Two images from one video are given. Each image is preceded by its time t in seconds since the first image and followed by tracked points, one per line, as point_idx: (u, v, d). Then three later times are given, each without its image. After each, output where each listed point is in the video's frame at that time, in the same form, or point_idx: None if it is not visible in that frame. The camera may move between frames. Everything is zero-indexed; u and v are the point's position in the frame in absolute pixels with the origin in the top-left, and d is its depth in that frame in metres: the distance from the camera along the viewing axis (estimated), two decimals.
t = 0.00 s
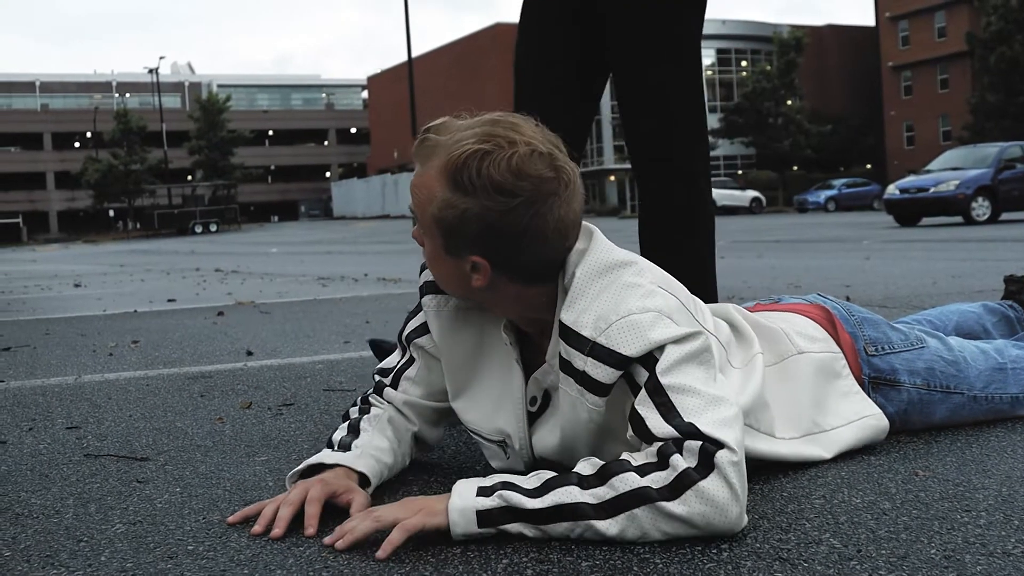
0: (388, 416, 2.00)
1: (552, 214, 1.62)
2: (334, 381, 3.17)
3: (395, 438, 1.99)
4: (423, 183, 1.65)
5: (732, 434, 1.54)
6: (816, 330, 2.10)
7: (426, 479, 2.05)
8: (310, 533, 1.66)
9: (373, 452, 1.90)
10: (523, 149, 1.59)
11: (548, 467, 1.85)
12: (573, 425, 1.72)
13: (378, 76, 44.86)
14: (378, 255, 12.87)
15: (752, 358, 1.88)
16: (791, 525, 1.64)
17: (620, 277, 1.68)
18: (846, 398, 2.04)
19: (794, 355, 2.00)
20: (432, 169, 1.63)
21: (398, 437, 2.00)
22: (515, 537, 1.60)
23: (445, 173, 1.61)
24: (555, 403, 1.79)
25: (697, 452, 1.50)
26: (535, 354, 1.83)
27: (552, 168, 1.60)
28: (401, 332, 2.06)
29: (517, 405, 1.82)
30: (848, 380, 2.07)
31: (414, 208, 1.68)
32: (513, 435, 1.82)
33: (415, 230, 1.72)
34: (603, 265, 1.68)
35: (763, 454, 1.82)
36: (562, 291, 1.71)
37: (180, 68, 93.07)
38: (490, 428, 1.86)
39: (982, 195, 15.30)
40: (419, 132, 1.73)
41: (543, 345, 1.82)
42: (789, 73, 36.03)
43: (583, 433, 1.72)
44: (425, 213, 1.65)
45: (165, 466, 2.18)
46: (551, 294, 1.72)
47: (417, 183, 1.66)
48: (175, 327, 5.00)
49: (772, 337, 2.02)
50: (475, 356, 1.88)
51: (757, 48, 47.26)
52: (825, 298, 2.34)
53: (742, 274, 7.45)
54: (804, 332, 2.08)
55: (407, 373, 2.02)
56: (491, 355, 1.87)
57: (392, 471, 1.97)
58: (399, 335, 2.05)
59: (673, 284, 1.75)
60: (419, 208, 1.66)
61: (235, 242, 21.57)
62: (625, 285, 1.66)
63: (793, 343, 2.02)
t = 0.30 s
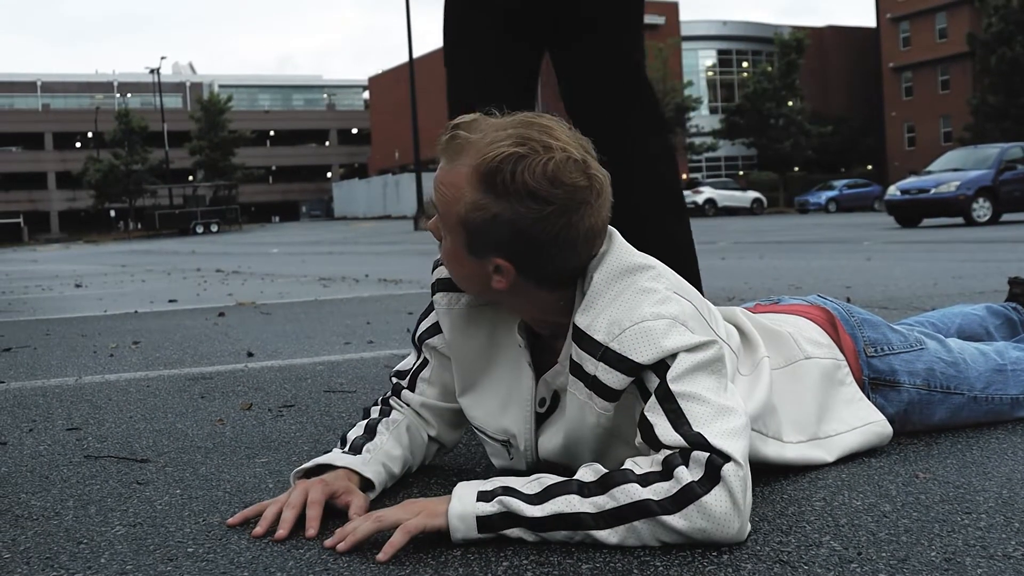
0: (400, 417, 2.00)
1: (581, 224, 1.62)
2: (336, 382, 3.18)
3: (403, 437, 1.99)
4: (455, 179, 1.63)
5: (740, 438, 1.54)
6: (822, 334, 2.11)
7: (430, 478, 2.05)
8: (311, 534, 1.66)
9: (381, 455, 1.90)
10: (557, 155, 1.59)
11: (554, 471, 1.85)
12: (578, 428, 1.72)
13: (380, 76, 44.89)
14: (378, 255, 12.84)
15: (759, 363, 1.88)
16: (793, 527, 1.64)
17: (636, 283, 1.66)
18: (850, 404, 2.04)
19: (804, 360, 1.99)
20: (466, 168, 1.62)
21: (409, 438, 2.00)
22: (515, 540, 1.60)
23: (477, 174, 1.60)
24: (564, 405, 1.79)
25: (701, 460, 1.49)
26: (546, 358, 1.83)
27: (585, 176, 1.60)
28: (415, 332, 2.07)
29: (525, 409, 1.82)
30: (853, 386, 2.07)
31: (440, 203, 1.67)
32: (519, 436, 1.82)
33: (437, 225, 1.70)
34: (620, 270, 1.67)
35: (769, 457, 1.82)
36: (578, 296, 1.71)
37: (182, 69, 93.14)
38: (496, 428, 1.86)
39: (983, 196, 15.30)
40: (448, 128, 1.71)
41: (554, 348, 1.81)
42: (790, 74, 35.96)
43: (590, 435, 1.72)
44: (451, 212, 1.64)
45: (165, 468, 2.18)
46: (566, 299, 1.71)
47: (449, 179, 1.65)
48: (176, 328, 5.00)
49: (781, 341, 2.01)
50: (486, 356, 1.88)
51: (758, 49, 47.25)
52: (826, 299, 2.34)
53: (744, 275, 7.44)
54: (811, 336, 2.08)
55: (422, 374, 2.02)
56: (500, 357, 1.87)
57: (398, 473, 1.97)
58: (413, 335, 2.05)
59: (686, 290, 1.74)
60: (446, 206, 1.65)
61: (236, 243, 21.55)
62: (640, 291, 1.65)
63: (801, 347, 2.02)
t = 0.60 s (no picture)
0: (401, 418, 2.00)
1: (597, 228, 1.63)
2: (337, 383, 3.18)
3: (405, 440, 1.99)
4: (470, 181, 1.62)
5: (742, 442, 1.54)
6: (823, 336, 2.10)
7: (430, 480, 2.05)
8: (313, 535, 1.66)
9: (379, 455, 1.91)
10: (575, 158, 1.59)
11: (555, 474, 1.85)
12: (578, 429, 1.72)
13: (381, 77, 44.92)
14: (379, 256, 12.85)
15: (762, 364, 1.88)
16: (794, 529, 1.64)
17: (640, 284, 1.67)
18: (851, 407, 2.05)
19: (805, 362, 2.00)
20: (481, 169, 1.61)
21: (410, 440, 2.00)
22: (513, 542, 1.60)
23: (493, 177, 1.59)
24: (564, 409, 1.79)
25: (703, 463, 1.49)
26: (547, 360, 1.83)
27: (600, 180, 1.61)
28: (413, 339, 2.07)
29: (526, 413, 1.82)
30: (854, 388, 2.07)
31: (449, 207, 1.66)
32: (519, 441, 1.82)
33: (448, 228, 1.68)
34: (626, 272, 1.67)
35: (769, 459, 1.82)
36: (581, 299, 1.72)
37: (183, 70, 93.38)
38: (496, 432, 1.86)
39: (985, 197, 15.30)
40: (459, 128, 1.70)
41: (556, 353, 1.82)
42: (792, 75, 35.92)
43: (590, 437, 1.72)
44: (465, 215, 1.63)
45: (167, 469, 2.18)
46: (569, 304, 1.72)
47: (462, 180, 1.63)
48: (178, 328, 5.00)
49: (781, 344, 2.01)
50: (487, 360, 1.88)
51: (759, 50, 47.24)
52: (825, 301, 2.35)
53: (746, 276, 7.45)
54: (812, 338, 2.07)
55: (420, 378, 2.02)
56: (502, 360, 1.87)
57: (398, 475, 1.96)
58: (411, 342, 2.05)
59: (689, 292, 1.74)
60: (458, 210, 1.64)
61: (238, 244, 21.57)
62: (643, 293, 1.65)
63: (801, 349, 2.02)
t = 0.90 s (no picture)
0: (400, 423, 2.00)
1: (602, 228, 1.63)
2: (338, 386, 3.17)
3: (405, 444, 1.98)
4: (475, 185, 1.61)
5: (744, 446, 1.53)
6: (823, 340, 2.10)
7: (431, 484, 2.04)
8: (315, 538, 1.66)
9: (375, 455, 1.90)
10: (579, 158, 1.60)
11: (556, 477, 1.84)
12: (579, 434, 1.72)
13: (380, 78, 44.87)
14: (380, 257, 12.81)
15: (762, 368, 1.88)
16: (794, 532, 1.63)
17: (640, 288, 1.66)
18: (854, 410, 2.04)
19: (807, 368, 1.99)
20: (486, 171, 1.60)
21: (409, 443, 1.99)
22: (512, 545, 1.60)
23: (498, 181, 1.59)
24: (562, 414, 1.79)
25: (705, 467, 1.48)
26: (547, 363, 1.83)
27: (604, 181, 1.62)
28: (409, 346, 2.07)
29: (526, 418, 1.81)
30: (855, 391, 2.07)
31: (452, 212, 1.65)
32: (519, 448, 1.82)
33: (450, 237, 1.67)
34: (626, 275, 1.66)
35: (772, 462, 1.82)
36: (583, 302, 1.72)
37: (184, 70, 93.27)
38: (494, 440, 1.86)
39: (987, 199, 15.30)
40: (460, 134, 1.70)
41: (556, 356, 1.81)
42: (793, 77, 35.87)
43: (593, 441, 1.71)
44: (469, 221, 1.62)
45: (167, 471, 2.18)
46: (571, 307, 1.72)
47: (467, 186, 1.62)
48: (178, 330, 4.98)
49: (782, 349, 2.00)
50: (486, 366, 1.88)
51: (760, 52, 47.28)
52: (825, 303, 2.35)
53: (746, 279, 7.44)
54: (814, 343, 2.07)
55: (414, 384, 2.02)
56: (501, 365, 1.87)
57: (398, 477, 1.95)
58: (408, 348, 2.05)
59: (691, 296, 1.74)
60: (463, 215, 1.63)
61: (238, 245, 21.52)
62: (644, 295, 1.65)
63: (803, 355, 2.01)
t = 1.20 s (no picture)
0: (393, 422, 1.99)
1: (599, 221, 1.63)
2: (340, 386, 3.17)
3: (402, 442, 1.98)
4: (472, 188, 1.62)
5: (745, 446, 1.53)
6: (823, 339, 2.10)
7: (430, 484, 2.04)
8: (320, 537, 1.66)
9: (372, 453, 1.90)
10: (572, 153, 1.61)
11: (556, 476, 1.85)
12: (579, 433, 1.72)
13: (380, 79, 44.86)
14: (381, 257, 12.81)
15: (762, 366, 1.88)
16: (795, 532, 1.63)
17: (637, 287, 1.66)
18: (854, 410, 2.04)
19: (806, 368, 1.99)
20: (481, 173, 1.61)
21: (405, 442, 1.99)
22: (514, 545, 1.60)
23: (494, 183, 1.60)
24: (560, 413, 1.79)
25: (706, 464, 1.49)
26: (544, 364, 1.83)
27: (598, 175, 1.63)
28: (404, 346, 2.08)
29: (523, 419, 1.81)
30: (855, 390, 2.07)
31: (448, 220, 1.64)
32: (517, 451, 1.82)
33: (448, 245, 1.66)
34: (623, 274, 1.66)
35: (772, 462, 1.82)
36: (580, 302, 1.72)
37: (186, 70, 93.30)
38: (492, 443, 1.86)
39: (988, 200, 15.32)
40: (453, 139, 1.72)
41: (553, 356, 1.81)
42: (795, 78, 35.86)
43: (593, 442, 1.71)
44: (469, 225, 1.62)
45: (169, 471, 2.18)
46: (570, 306, 1.71)
47: (465, 190, 1.62)
48: (180, 330, 4.99)
49: (782, 348, 2.00)
50: (484, 368, 1.88)
51: (762, 53, 47.37)
52: (825, 303, 2.35)
53: (747, 280, 7.46)
54: (813, 342, 2.07)
55: (408, 384, 2.02)
56: (499, 366, 1.87)
57: (395, 478, 1.95)
58: (403, 349, 2.06)
59: (690, 296, 1.74)
60: (462, 220, 1.62)
61: (240, 245, 21.55)
62: (641, 294, 1.65)
63: (802, 355, 2.01)
